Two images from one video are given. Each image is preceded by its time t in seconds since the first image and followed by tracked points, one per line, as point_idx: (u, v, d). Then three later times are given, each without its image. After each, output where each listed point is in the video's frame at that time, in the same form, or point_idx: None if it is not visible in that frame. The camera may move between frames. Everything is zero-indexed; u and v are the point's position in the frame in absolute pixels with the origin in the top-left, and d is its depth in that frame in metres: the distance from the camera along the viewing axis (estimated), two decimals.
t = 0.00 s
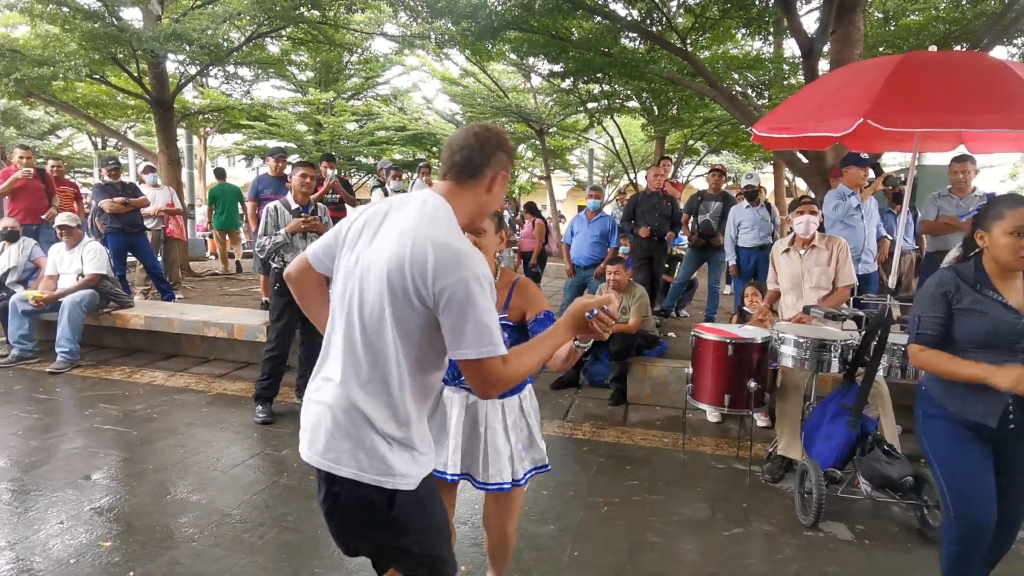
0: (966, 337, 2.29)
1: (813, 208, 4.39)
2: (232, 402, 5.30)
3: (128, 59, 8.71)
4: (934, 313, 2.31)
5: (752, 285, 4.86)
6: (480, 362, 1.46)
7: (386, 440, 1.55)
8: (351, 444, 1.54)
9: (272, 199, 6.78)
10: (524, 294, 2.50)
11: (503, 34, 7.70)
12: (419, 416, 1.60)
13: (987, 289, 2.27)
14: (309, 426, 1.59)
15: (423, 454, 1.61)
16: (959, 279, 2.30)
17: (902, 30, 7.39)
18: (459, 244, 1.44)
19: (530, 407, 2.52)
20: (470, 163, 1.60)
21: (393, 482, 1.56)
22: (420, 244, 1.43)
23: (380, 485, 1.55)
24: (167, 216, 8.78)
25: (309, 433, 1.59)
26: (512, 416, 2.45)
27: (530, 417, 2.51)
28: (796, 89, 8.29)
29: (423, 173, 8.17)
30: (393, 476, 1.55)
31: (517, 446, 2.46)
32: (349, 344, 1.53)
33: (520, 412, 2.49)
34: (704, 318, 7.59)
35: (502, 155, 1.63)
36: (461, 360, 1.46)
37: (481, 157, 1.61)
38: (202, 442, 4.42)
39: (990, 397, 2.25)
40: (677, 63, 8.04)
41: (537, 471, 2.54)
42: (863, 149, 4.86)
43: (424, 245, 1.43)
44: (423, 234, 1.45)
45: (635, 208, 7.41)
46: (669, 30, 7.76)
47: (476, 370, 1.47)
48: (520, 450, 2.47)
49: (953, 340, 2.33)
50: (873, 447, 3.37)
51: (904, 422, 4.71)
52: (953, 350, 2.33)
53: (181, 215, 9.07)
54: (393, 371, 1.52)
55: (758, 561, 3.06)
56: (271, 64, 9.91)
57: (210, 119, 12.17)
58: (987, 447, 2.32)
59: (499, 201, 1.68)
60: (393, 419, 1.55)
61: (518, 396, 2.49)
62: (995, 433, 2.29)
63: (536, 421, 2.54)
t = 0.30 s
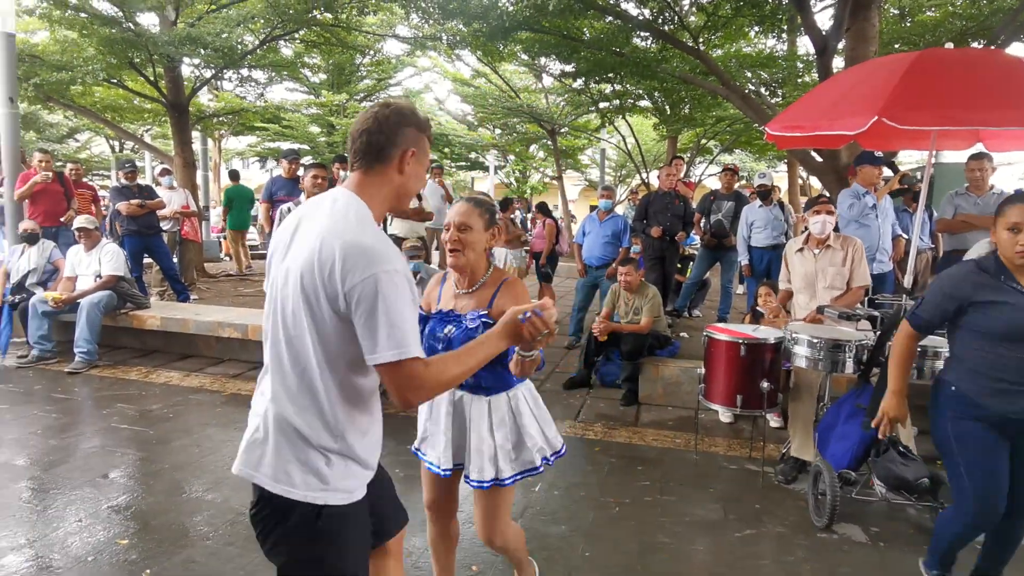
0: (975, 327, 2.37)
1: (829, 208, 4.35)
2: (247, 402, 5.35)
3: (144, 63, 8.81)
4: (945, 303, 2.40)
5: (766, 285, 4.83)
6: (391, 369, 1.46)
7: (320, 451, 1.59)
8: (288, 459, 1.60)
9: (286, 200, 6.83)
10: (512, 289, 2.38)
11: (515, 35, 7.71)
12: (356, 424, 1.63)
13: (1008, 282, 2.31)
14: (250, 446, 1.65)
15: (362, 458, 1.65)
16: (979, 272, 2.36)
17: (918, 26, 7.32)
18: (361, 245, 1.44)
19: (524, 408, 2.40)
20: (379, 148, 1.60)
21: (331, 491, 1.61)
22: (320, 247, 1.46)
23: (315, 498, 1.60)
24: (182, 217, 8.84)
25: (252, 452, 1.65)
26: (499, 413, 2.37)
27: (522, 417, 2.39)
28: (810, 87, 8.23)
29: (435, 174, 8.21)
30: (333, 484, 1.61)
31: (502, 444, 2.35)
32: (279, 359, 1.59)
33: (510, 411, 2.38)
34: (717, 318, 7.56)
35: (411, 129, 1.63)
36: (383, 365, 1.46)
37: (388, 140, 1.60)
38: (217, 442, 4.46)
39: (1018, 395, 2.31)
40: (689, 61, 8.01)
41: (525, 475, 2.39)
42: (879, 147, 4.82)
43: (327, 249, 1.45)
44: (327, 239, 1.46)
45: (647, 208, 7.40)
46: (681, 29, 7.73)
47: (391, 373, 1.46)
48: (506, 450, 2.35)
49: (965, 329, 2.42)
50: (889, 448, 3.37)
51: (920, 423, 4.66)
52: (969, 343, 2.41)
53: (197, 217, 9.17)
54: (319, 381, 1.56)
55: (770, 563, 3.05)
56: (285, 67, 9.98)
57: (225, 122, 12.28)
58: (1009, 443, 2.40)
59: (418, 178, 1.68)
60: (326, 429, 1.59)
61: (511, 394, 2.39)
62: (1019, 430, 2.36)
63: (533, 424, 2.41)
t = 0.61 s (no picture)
0: (1009, 323, 2.31)
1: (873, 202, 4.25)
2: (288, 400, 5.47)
3: (188, 73, 9.07)
4: (976, 294, 2.36)
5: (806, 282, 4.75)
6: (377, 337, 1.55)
7: (295, 435, 1.66)
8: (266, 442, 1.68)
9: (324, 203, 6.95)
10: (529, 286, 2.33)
11: (547, 34, 7.72)
12: (329, 409, 1.69)
13: None
14: (235, 431, 1.74)
15: (338, 444, 1.70)
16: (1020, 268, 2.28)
17: (963, 14, 7.11)
18: (323, 224, 1.54)
19: (537, 409, 2.34)
20: (348, 137, 1.68)
21: (307, 475, 1.67)
22: (289, 232, 1.55)
23: (288, 483, 1.66)
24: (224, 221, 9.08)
25: (237, 436, 1.74)
26: (512, 411, 2.35)
27: (534, 418, 2.34)
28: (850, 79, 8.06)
29: (469, 175, 8.27)
30: (309, 468, 1.67)
31: (515, 441, 2.34)
32: (257, 344, 1.68)
33: (523, 410, 2.35)
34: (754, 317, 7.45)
35: (379, 113, 1.71)
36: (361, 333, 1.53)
37: (357, 128, 1.68)
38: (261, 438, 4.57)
39: None
40: (724, 56, 7.91)
41: (536, 477, 2.33)
42: (923, 139, 4.71)
43: (293, 233, 1.54)
44: (293, 221, 1.56)
45: (682, 205, 7.33)
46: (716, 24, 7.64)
47: (376, 344, 1.55)
48: (518, 447, 2.34)
49: (1001, 323, 2.34)
50: (940, 449, 3.31)
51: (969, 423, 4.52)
52: (1002, 339, 2.33)
53: (238, 221, 9.39)
54: (290, 365, 1.63)
55: (815, 565, 2.99)
56: (321, 72, 10.17)
57: (263, 127, 12.56)
58: None
59: (394, 161, 1.75)
60: (300, 414, 1.66)
61: (527, 392, 2.35)
62: None
63: (547, 426, 2.35)
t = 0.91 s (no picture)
0: None
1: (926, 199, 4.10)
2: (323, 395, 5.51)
3: (228, 74, 9.22)
4: None
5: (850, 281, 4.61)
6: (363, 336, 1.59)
7: (310, 413, 1.80)
8: (282, 419, 1.82)
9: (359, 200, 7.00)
10: (560, 286, 2.28)
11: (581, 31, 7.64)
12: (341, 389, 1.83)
13: None
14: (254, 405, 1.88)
15: (347, 421, 1.85)
16: None
17: (1017, 5, 6.84)
18: (339, 218, 1.61)
19: (571, 413, 2.31)
20: (376, 138, 1.75)
21: (319, 448, 1.82)
22: (310, 226, 1.63)
23: (302, 455, 1.81)
24: (261, 218, 9.22)
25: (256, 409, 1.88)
26: (546, 414, 2.29)
27: (569, 422, 2.30)
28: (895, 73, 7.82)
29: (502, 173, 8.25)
30: (322, 443, 1.81)
31: (546, 445, 2.27)
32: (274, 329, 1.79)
33: (557, 414, 2.30)
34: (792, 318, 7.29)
35: (408, 118, 1.76)
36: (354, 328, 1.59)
37: (385, 130, 1.75)
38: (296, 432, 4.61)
39: None
40: (764, 51, 7.73)
41: (570, 482, 2.30)
42: (973, 132, 4.55)
43: (315, 228, 1.62)
44: (315, 214, 1.64)
45: (719, 204, 7.16)
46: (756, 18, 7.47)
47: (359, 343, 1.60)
48: (550, 453, 2.27)
49: None
50: (992, 456, 3.12)
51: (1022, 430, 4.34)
52: None
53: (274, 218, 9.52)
54: (304, 350, 1.75)
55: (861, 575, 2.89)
56: (356, 72, 10.25)
57: (299, 127, 12.72)
58: None
59: (419, 163, 1.80)
60: (313, 394, 1.79)
61: (561, 395, 2.30)
62: None
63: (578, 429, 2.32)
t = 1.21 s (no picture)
0: None
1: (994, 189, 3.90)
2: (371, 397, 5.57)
3: (276, 84, 9.42)
4: None
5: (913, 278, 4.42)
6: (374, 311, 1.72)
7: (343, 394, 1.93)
8: (318, 402, 1.96)
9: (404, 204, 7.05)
10: (586, 275, 2.19)
11: (621, 28, 7.55)
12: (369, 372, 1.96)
13: None
14: (294, 393, 2.04)
15: (374, 403, 1.96)
16: None
17: None
18: (358, 208, 1.77)
19: (586, 412, 2.20)
20: (390, 138, 1.92)
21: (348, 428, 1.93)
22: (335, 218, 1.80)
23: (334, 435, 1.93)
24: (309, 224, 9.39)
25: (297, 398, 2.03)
26: (563, 411, 2.25)
27: (582, 420, 2.20)
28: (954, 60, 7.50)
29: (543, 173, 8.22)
30: (354, 422, 1.93)
31: (561, 441, 2.24)
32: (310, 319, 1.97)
33: (575, 413, 2.23)
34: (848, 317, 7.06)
35: (414, 117, 1.90)
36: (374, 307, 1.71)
37: (397, 130, 1.91)
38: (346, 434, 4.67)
39: None
40: (813, 41, 7.50)
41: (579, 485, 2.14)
42: None
43: (339, 218, 1.79)
44: (340, 208, 1.81)
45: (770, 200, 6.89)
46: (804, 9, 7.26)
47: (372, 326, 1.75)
48: (564, 449, 2.23)
49: None
50: None
51: None
52: None
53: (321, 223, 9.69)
54: (332, 335, 1.90)
55: None
56: (398, 78, 10.36)
57: (344, 134, 12.93)
58: None
59: (427, 158, 1.92)
60: (344, 376, 1.93)
61: (577, 394, 2.23)
62: None
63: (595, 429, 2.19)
